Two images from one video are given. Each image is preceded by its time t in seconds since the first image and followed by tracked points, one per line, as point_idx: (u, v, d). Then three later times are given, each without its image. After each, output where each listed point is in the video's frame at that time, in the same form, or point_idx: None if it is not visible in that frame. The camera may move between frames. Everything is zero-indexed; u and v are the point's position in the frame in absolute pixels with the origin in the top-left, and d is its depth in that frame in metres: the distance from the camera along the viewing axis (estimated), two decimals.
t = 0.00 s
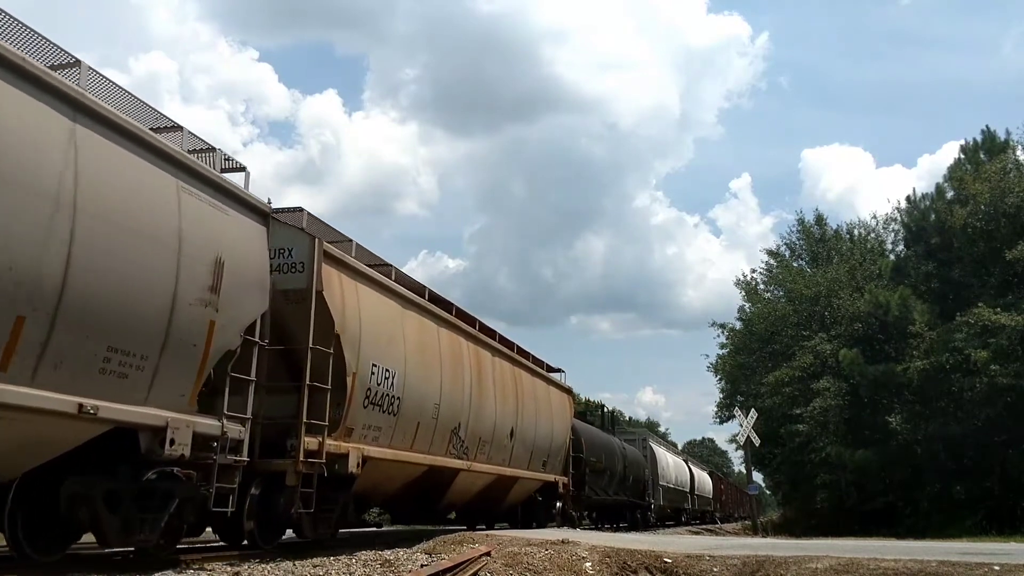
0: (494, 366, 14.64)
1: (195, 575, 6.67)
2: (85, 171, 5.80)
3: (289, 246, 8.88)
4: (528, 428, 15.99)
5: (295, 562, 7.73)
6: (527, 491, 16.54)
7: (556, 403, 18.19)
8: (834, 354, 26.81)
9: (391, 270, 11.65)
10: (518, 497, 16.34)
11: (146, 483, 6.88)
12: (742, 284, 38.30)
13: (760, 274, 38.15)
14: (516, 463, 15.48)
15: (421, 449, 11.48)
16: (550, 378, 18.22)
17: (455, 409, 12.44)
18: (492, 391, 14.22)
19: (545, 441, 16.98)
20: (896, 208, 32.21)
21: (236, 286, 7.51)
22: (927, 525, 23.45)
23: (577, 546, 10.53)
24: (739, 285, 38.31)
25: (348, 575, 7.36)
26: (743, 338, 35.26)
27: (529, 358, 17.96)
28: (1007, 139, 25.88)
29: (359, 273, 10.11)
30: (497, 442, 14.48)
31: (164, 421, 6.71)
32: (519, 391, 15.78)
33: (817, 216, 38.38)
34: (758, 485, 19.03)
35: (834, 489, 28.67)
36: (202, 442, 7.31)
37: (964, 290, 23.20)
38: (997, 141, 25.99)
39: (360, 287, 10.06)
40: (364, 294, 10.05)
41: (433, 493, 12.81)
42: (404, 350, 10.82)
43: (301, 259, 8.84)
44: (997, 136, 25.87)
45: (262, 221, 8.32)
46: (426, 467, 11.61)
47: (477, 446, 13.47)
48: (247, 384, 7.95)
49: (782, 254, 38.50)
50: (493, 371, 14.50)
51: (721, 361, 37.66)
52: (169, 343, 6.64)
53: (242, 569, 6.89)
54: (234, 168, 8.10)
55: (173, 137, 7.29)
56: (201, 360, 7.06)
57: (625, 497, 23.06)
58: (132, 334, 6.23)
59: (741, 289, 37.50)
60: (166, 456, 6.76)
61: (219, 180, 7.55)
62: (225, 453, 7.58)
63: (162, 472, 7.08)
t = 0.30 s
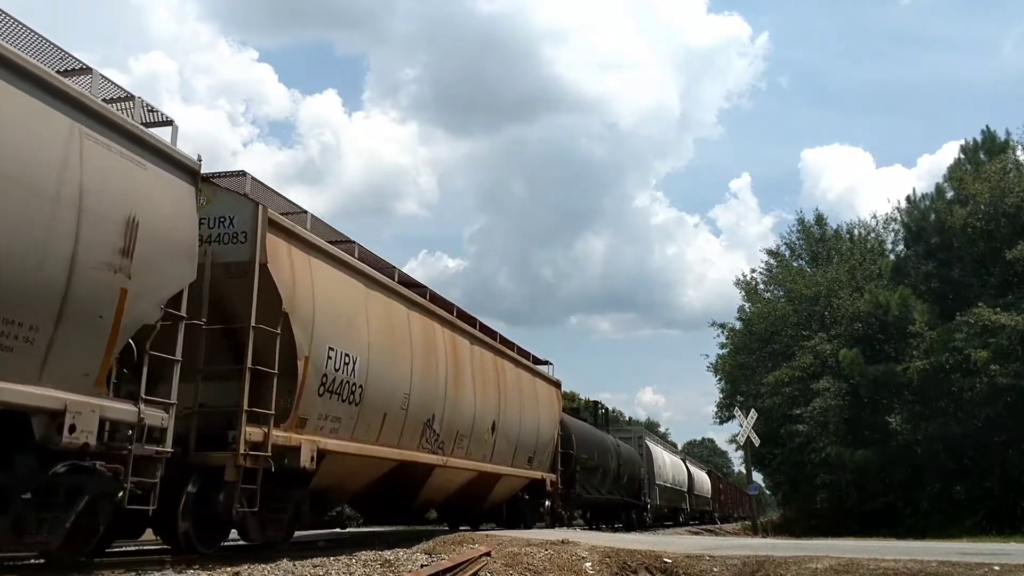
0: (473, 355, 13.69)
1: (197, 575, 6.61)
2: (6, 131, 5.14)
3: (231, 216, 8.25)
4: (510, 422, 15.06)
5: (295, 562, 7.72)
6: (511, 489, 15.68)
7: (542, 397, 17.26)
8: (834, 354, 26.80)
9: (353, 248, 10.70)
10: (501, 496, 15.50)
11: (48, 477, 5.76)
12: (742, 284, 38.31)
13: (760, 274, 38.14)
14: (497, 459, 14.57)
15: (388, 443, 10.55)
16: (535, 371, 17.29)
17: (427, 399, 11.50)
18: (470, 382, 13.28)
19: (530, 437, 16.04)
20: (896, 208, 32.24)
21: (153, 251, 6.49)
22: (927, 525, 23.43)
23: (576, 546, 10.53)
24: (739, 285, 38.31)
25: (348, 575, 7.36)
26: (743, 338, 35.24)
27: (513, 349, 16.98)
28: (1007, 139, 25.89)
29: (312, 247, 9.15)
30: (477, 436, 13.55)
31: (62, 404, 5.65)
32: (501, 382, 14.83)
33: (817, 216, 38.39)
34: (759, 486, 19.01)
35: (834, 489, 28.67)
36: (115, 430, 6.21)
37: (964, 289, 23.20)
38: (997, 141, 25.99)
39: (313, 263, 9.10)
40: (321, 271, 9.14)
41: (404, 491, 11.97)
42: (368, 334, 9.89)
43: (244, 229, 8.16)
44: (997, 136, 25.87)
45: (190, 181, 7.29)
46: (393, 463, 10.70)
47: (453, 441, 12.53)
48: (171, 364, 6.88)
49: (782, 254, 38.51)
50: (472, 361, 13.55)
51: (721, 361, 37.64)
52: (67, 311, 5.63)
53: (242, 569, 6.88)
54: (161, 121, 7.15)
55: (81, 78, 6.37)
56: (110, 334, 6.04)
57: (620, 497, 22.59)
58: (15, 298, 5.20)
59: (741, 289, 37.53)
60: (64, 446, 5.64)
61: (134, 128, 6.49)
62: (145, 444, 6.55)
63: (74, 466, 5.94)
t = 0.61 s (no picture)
0: (452, 342, 12.62)
1: (196, 575, 6.59)
2: None
3: (159, 175, 7.18)
4: (494, 416, 14.02)
5: (295, 562, 7.71)
6: (495, 486, 14.69)
7: (530, 390, 16.19)
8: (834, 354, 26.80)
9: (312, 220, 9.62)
10: (483, 494, 14.51)
11: None
12: (742, 284, 38.32)
13: (760, 274, 38.15)
14: (478, 456, 13.54)
15: (349, 437, 9.52)
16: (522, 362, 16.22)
17: (396, 389, 10.44)
18: (448, 372, 12.22)
19: (514, 432, 15.02)
20: (896, 209, 32.27)
21: (52, 209, 5.56)
22: (927, 525, 23.41)
23: (577, 546, 10.53)
24: (739, 285, 38.33)
25: (348, 575, 7.35)
26: (743, 338, 35.22)
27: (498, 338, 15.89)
28: (1007, 139, 25.90)
29: (256, 214, 8.07)
30: (455, 431, 12.51)
31: None
32: (483, 373, 13.76)
33: (817, 216, 38.41)
34: (759, 486, 19.01)
35: (834, 489, 28.68)
36: None
37: (964, 290, 23.20)
38: (997, 141, 26.00)
39: (257, 232, 8.02)
40: (268, 243, 8.11)
41: (374, 488, 11.03)
42: (325, 315, 8.86)
43: (172, 190, 7.14)
44: (997, 136, 25.89)
45: (106, 131, 6.35)
46: (353, 458, 9.66)
47: (428, 435, 11.48)
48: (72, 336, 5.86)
49: (782, 254, 38.52)
50: (450, 349, 12.48)
51: (721, 361, 37.62)
52: None
53: (242, 570, 6.87)
54: (64, 63, 6.01)
55: None
56: None
57: (613, 497, 22.12)
58: None
59: (741, 289, 37.54)
60: None
61: (40, 71, 5.53)
62: (37, 430, 5.53)
63: None
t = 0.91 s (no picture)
0: (425, 328, 11.54)
1: (197, 575, 6.58)
2: None
3: (67, 123, 6.09)
4: (472, 408, 13.00)
5: (295, 562, 7.70)
6: (474, 484, 13.67)
7: (512, 383, 15.12)
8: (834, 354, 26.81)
9: (260, 187, 8.52)
10: (462, 492, 13.53)
11: None
12: (742, 284, 38.34)
13: (760, 274, 38.16)
14: (455, 451, 12.50)
15: (302, 429, 8.48)
16: (504, 352, 15.19)
17: (359, 377, 9.40)
18: (420, 360, 11.15)
19: (495, 426, 14.02)
20: (896, 208, 32.28)
21: None
22: (927, 525, 23.40)
23: (577, 546, 10.52)
24: (739, 285, 38.35)
25: (349, 575, 7.35)
26: (743, 338, 35.22)
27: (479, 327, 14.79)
28: (1006, 139, 25.92)
29: (187, 174, 6.99)
30: (430, 424, 11.46)
31: None
32: (461, 362, 12.69)
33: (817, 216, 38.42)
34: (759, 486, 18.99)
35: (834, 489, 28.67)
36: None
37: (964, 290, 23.21)
38: (997, 141, 26.01)
39: (188, 194, 6.94)
40: (200, 206, 7.03)
41: (336, 485, 10.02)
42: (271, 290, 7.80)
43: (83, 141, 5.98)
44: (997, 136, 25.91)
45: None
46: (307, 452, 8.64)
47: (397, 428, 10.44)
48: None
49: (781, 254, 38.54)
50: (423, 336, 11.42)
51: (721, 361, 37.61)
52: None
53: (242, 570, 6.86)
54: None
55: None
56: None
57: (606, 497, 21.48)
58: None
59: (741, 289, 37.57)
60: None
61: None
62: None
63: None
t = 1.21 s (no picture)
0: (393, 311, 10.26)
1: (197, 575, 6.57)
2: None
3: None
4: (450, 401, 11.75)
5: (295, 562, 7.69)
6: (453, 482, 12.51)
7: (495, 374, 13.85)
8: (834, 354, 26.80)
9: (192, 146, 7.22)
10: (439, 491, 12.35)
11: None
12: (742, 284, 38.36)
13: (760, 274, 38.16)
14: (430, 446, 11.27)
15: (240, 420, 7.26)
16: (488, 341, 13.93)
17: (314, 360, 8.15)
18: (388, 346, 9.88)
19: (476, 420, 12.79)
20: (896, 208, 32.29)
21: None
22: (927, 525, 23.39)
23: (577, 546, 10.51)
24: (739, 285, 38.37)
25: (348, 575, 7.35)
26: (743, 338, 35.21)
27: (457, 315, 13.49)
28: (1006, 139, 25.92)
29: (94, 120, 5.77)
30: (401, 417, 10.21)
31: None
32: (437, 349, 11.42)
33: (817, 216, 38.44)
34: (759, 486, 18.98)
35: (835, 489, 28.65)
36: None
37: (964, 290, 23.21)
38: (997, 141, 26.01)
39: (93, 143, 5.73)
40: (108, 156, 5.80)
41: (291, 483, 8.89)
42: (201, 260, 6.55)
43: None
44: (997, 136, 25.91)
45: None
46: (247, 446, 7.46)
47: (360, 419, 9.21)
48: None
49: (781, 254, 38.56)
50: (391, 319, 10.15)
51: (721, 361, 37.60)
52: None
53: (242, 569, 6.85)
54: None
55: None
56: None
57: (599, 496, 20.74)
58: None
59: (741, 289, 37.58)
60: None
61: None
62: None
63: None
